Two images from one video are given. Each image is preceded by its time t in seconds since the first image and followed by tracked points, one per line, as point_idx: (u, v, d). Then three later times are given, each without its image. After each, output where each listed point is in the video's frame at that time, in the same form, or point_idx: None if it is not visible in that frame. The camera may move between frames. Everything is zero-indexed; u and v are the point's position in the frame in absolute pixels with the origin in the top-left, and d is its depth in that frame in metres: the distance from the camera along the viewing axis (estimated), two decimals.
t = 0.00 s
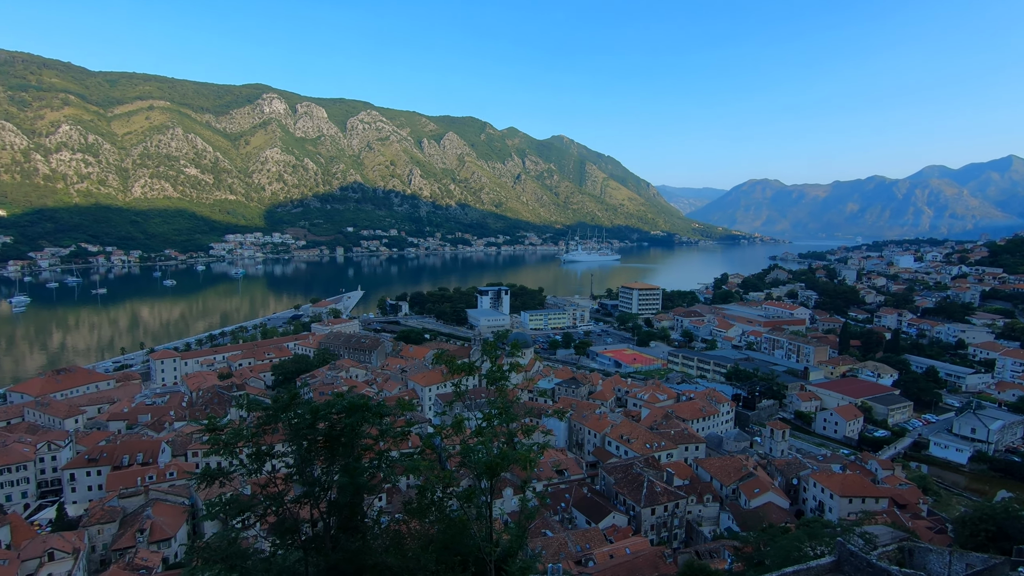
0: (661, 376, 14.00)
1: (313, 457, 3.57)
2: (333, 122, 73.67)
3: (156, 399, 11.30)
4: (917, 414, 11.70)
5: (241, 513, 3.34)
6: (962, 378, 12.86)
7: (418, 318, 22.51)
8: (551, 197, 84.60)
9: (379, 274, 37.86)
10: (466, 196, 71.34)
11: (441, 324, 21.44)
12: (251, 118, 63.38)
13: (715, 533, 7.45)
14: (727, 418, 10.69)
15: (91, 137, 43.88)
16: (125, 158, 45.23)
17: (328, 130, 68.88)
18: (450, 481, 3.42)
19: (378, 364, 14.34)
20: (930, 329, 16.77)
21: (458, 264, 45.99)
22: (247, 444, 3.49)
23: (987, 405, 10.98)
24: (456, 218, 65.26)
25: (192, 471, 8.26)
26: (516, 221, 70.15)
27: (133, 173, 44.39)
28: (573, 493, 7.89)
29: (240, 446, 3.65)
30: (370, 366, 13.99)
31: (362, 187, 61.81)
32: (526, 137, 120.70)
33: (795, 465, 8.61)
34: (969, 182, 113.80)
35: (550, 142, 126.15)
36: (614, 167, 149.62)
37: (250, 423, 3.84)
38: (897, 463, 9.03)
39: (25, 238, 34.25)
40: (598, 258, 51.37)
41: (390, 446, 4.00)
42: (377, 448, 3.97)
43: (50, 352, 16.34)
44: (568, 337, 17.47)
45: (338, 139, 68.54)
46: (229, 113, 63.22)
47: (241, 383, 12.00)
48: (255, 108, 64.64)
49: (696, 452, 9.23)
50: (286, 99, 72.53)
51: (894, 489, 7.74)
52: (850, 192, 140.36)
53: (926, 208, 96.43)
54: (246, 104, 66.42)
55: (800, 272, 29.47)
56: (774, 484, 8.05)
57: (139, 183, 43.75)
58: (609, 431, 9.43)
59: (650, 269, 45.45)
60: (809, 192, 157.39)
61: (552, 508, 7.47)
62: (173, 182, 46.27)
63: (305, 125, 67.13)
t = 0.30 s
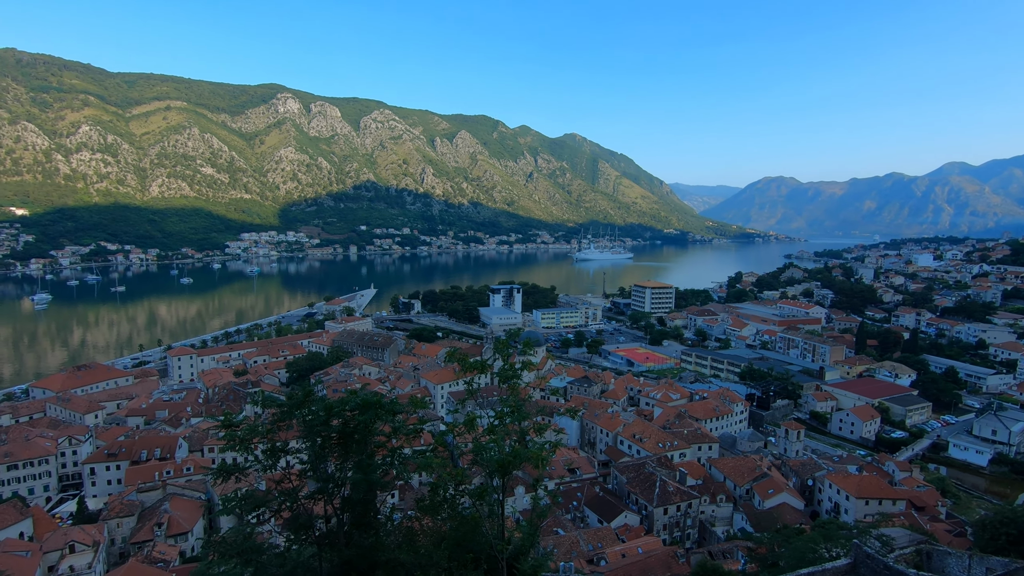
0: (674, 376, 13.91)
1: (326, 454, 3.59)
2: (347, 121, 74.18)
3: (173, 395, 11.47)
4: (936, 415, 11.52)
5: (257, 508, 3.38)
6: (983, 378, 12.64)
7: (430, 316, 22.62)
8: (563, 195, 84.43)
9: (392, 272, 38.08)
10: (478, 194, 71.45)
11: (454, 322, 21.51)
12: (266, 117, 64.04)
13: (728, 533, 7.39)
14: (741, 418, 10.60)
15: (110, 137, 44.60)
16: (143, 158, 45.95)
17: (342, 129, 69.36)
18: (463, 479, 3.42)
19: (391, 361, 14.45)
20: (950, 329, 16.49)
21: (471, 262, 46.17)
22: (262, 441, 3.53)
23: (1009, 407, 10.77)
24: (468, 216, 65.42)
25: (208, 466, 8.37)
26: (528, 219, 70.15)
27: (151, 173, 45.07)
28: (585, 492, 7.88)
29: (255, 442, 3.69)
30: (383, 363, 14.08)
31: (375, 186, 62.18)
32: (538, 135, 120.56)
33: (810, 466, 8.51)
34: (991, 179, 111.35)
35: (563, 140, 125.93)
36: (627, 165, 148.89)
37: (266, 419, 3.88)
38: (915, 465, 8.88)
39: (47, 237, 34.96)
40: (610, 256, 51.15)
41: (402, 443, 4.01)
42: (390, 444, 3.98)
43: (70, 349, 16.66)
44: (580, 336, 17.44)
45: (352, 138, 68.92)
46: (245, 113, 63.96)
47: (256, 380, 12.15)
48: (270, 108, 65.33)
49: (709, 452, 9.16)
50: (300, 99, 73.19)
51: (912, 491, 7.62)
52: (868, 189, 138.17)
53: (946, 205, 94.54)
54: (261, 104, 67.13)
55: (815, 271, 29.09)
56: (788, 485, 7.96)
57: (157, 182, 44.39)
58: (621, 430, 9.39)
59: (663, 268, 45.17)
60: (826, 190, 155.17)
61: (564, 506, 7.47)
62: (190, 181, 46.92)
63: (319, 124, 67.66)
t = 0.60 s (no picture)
0: (686, 375, 13.82)
1: (340, 451, 3.62)
2: (359, 121, 74.59)
3: (189, 391, 11.63)
4: (955, 417, 11.33)
5: (271, 504, 3.41)
6: (1003, 380, 12.42)
7: (442, 314, 22.66)
8: (575, 194, 84.20)
9: (404, 271, 38.24)
10: (490, 193, 71.45)
11: (465, 321, 21.54)
12: (280, 117, 64.59)
13: (741, 534, 7.33)
14: (754, 418, 10.51)
15: (128, 137, 45.23)
16: (160, 158, 46.55)
17: (355, 128, 69.70)
18: (475, 477, 3.43)
19: (402, 359, 14.52)
20: (969, 330, 16.22)
21: (482, 260, 46.18)
22: (276, 437, 3.55)
23: None
24: (480, 215, 65.47)
25: (223, 462, 8.46)
26: (540, 218, 70.04)
27: (167, 172, 45.66)
28: (596, 491, 7.86)
29: (269, 438, 3.72)
30: (395, 361, 14.15)
31: (387, 184, 62.42)
32: (550, 134, 120.30)
33: (825, 467, 8.42)
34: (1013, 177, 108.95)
35: (575, 138, 125.54)
36: (639, 163, 148.12)
37: (280, 416, 3.91)
38: (932, 468, 8.75)
39: (66, 236, 35.58)
40: (622, 255, 50.92)
41: (414, 441, 4.03)
42: (402, 442, 4.00)
43: (89, 345, 16.95)
44: (591, 334, 17.37)
45: (364, 137, 69.20)
46: (259, 113, 64.58)
47: (270, 377, 12.27)
48: (284, 108, 65.89)
49: (722, 452, 9.09)
50: (313, 98, 73.72)
51: (928, 494, 7.51)
52: (886, 187, 136.02)
53: (966, 203, 92.70)
54: (275, 104, 67.74)
55: (831, 270, 28.72)
56: (802, 486, 7.89)
57: (173, 181, 45.00)
58: (632, 430, 9.36)
59: (676, 267, 44.87)
60: (842, 188, 153.03)
61: (575, 506, 7.45)
62: (205, 180, 47.46)
63: (332, 124, 68.08)
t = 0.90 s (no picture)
0: (699, 375, 13.73)
1: (352, 447, 3.64)
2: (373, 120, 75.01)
3: (205, 388, 11.80)
4: (973, 419, 11.14)
5: (284, 500, 3.45)
6: None
7: (454, 312, 22.76)
8: (587, 193, 83.96)
9: (416, 269, 38.37)
10: (502, 191, 71.48)
11: (476, 319, 21.60)
12: (294, 116, 65.17)
13: (753, 536, 7.27)
14: (767, 419, 10.41)
15: (146, 136, 45.90)
16: (177, 157, 47.19)
17: (368, 127, 70.11)
18: (485, 475, 3.44)
19: (414, 357, 14.60)
20: (989, 331, 15.94)
21: (494, 259, 46.21)
22: (288, 434, 3.57)
23: None
24: (492, 213, 65.53)
25: (237, 458, 8.54)
26: (552, 217, 69.95)
27: (184, 171, 46.29)
28: (607, 491, 7.85)
29: (282, 435, 3.75)
30: (407, 359, 14.22)
31: (399, 183, 62.70)
32: (562, 132, 120.07)
33: (839, 469, 8.32)
34: None
35: (587, 137, 125.13)
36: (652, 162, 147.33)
37: (293, 413, 3.93)
38: (949, 471, 8.61)
39: (86, 233, 36.21)
40: (634, 254, 50.73)
41: (425, 438, 4.03)
42: (413, 440, 4.01)
43: (107, 341, 17.27)
44: (603, 333, 17.33)
45: (377, 136, 69.56)
46: (274, 112, 65.23)
47: (283, 374, 12.40)
48: (298, 107, 66.46)
49: (734, 453, 9.02)
50: (327, 97, 74.27)
51: (945, 498, 7.39)
52: (904, 186, 133.79)
53: (987, 203, 90.92)
54: (289, 103, 68.36)
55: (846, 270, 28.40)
56: (816, 488, 7.81)
57: (190, 180, 45.60)
58: (644, 430, 9.33)
59: (688, 266, 44.57)
60: (859, 187, 150.82)
61: (586, 505, 7.45)
62: (221, 179, 48.02)
63: (346, 123, 68.53)
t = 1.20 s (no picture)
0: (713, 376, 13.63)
1: (366, 443, 3.65)
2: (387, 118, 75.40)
3: (221, 383, 11.97)
4: (995, 422, 10.93)
5: (298, 496, 3.48)
6: None
7: (466, 310, 22.83)
8: (601, 191, 83.63)
9: (429, 267, 38.52)
10: (515, 189, 71.46)
11: (489, 317, 21.66)
12: (309, 115, 65.76)
13: (767, 538, 7.20)
14: (782, 420, 10.31)
15: (164, 135, 46.57)
16: (195, 155, 47.82)
17: (382, 125, 70.48)
18: (498, 473, 3.44)
19: (427, 355, 14.68)
20: (1012, 333, 15.62)
21: (507, 257, 46.27)
22: (303, 430, 3.59)
23: None
24: (505, 211, 65.56)
25: (252, 453, 8.65)
26: (565, 215, 69.78)
27: (201, 169, 46.92)
28: (619, 491, 7.82)
29: (297, 431, 3.77)
30: (420, 356, 14.30)
31: (413, 181, 62.99)
32: (576, 130, 119.71)
33: (856, 472, 8.22)
34: None
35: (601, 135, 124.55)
36: (666, 160, 146.29)
37: (307, 409, 3.96)
38: (969, 475, 8.46)
39: (106, 231, 36.88)
40: (648, 253, 50.44)
41: (438, 435, 4.04)
42: (426, 437, 4.01)
43: (127, 337, 17.57)
44: (616, 332, 17.27)
45: (391, 134, 69.95)
46: (290, 111, 65.87)
47: (298, 370, 12.53)
48: (314, 106, 67.02)
49: (749, 454, 8.94)
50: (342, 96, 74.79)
51: (966, 502, 7.26)
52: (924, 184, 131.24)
53: (1011, 202, 88.87)
54: (305, 102, 68.99)
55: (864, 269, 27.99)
56: (832, 491, 7.71)
57: (207, 178, 46.23)
58: (657, 429, 9.28)
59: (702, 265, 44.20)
60: (878, 185, 148.29)
61: (597, 505, 7.43)
62: (238, 177, 48.62)
63: (360, 121, 68.96)
